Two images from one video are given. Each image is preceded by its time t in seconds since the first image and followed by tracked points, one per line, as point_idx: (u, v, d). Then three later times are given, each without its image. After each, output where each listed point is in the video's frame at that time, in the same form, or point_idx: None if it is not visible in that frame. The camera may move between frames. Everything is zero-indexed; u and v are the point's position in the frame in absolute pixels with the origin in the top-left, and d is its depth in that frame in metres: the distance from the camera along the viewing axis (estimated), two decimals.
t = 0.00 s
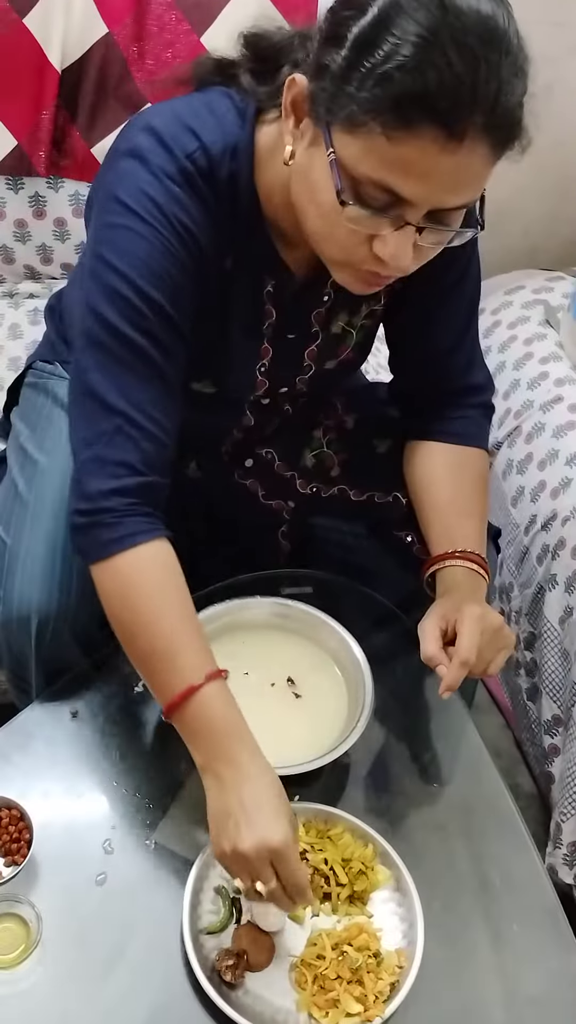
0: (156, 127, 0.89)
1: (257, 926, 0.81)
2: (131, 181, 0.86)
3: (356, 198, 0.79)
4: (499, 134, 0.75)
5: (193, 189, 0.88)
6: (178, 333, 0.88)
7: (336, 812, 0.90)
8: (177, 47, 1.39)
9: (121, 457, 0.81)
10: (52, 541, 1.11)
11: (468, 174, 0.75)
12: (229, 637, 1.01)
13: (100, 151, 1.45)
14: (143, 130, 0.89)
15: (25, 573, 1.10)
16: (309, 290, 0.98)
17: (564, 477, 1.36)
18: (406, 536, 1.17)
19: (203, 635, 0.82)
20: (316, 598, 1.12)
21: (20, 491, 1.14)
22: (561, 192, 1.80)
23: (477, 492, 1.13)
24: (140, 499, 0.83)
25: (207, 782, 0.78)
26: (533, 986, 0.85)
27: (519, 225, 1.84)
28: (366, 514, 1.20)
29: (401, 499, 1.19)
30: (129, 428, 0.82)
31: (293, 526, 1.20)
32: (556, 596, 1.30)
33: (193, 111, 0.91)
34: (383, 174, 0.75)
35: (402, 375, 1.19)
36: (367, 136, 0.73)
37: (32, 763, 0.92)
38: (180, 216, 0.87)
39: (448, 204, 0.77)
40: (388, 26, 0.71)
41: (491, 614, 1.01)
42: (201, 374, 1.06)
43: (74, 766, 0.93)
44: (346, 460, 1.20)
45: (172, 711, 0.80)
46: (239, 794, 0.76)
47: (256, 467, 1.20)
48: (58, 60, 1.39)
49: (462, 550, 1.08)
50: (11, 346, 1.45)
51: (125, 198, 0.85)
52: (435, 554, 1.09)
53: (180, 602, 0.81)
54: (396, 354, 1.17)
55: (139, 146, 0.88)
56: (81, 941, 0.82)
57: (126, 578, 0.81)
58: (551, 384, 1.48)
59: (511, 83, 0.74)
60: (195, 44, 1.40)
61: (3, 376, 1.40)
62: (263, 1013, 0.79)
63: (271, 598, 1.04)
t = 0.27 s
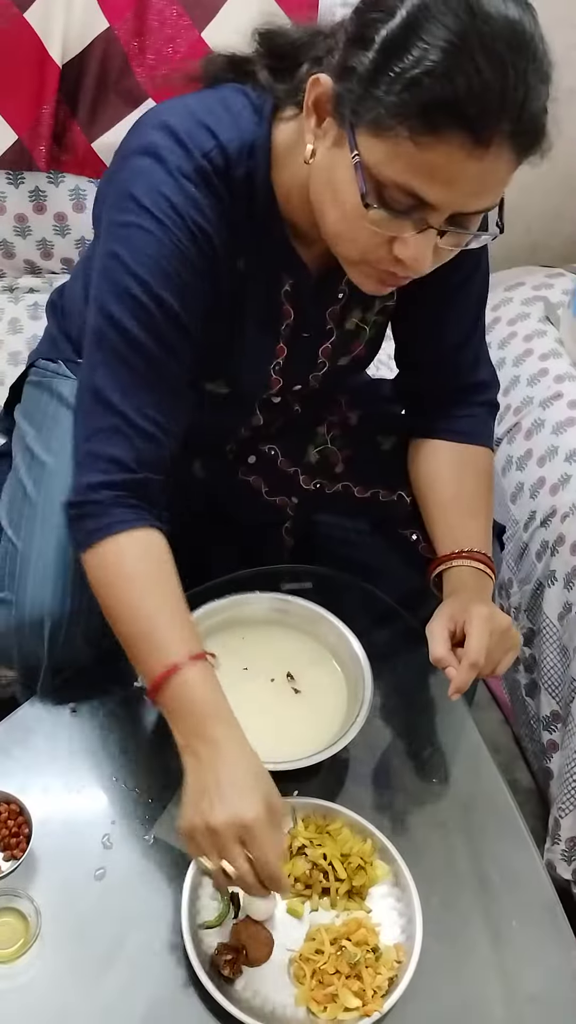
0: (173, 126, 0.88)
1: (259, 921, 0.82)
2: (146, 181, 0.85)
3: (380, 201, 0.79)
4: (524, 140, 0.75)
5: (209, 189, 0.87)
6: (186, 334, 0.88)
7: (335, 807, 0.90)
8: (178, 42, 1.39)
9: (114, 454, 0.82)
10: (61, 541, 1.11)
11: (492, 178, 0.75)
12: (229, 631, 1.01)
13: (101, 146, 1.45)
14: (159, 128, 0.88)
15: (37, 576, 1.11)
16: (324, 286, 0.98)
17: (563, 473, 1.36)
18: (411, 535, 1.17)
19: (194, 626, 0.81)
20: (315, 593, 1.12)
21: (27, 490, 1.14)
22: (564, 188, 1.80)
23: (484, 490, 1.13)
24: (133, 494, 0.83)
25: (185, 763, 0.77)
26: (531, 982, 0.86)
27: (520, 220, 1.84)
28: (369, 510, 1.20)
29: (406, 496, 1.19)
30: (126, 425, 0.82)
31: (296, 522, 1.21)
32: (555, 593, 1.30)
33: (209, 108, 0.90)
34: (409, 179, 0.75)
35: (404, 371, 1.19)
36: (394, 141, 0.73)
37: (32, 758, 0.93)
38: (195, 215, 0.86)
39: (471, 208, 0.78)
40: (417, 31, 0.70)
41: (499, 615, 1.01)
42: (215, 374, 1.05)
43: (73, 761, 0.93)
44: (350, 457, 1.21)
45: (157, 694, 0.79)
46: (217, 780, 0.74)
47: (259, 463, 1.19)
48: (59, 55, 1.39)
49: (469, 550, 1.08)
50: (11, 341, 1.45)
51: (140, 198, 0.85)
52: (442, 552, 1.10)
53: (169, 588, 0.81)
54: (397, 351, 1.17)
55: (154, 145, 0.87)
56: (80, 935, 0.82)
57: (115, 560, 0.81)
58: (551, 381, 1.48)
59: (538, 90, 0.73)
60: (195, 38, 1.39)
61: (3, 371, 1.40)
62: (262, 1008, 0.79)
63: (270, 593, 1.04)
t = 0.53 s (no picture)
0: (165, 119, 0.88)
1: (257, 917, 0.83)
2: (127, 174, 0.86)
3: (369, 186, 0.79)
4: (514, 128, 0.75)
5: (192, 183, 0.87)
6: (149, 324, 0.90)
7: (332, 805, 0.90)
8: (176, 39, 1.39)
9: (63, 434, 0.84)
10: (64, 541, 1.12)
11: (481, 166, 0.75)
12: (227, 630, 1.01)
13: (99, 143, 1.44)
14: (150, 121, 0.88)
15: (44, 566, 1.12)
16: (315, 281, 0.97)
17: (561, 472, 1.36)
18: (406, 534, 1.16)
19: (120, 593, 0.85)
20: (312, 591, 1.12)
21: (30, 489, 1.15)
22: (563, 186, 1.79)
23: (481, 487, 1.13)
24: (81, 474, 0.86)
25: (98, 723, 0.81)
26: (529, 981, 0.86)
27: (519, 218, 1.83)
28: (366, 507, 1.20)
29: (401, 493, 1.18)
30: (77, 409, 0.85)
31: (292, 519, 1.21)
32: (553, 591, 1.30)
33: (203, 100, 0.90)
34: (398, 166, 0.75)
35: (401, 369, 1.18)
36: (383, 125, 0.73)
37: (29, 756, 0.93)
38: (173, 207, 0.87)
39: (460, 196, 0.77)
40: (409, 16, 0.70)
41: (493, 610, 1.01)
42: (200, 367, 1.04)
43: (69, 759, 0.93)
44: (347, 453, 1.20)
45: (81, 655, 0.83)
46: (127, 744, 0.78)
47: (256, 458, 1.19)
48: (57, 52, 1.39)
49: (464, 547, 1.08)
50: (9, 338, 1.45)
51: (120, 191, 0.86)
52: (437, 549, 1.09)
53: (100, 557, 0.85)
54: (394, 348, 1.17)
55: (143, 139, 0.88)
56: (77, 933, 0.82)
57: (50, 525, 0.85)
58: (549, 379, 1.48)
59: (527, 77, 0.73)
60: (193, 36, 1.39)
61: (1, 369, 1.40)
62: (258, 1005, 0.79)
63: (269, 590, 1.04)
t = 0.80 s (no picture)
0: (141, 115, 0.89)
1: (254, 918, 0.82)
2: (105, 173, 0.87)
3: (341, 169, 0.79)
4: (484, 107, 0.76)
5: (169, 178, 0.88)
6: (135, 323, 0.91)
7: (331, 806, 0.90)
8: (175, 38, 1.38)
9: (59, 438, 0.86)
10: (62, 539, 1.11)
11: (450, 145, 0.76)
12: (226, 630, 1.01)
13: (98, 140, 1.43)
14: (129, 119, 0.89)
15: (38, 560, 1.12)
16: (298, 274, 0.97)
17: (560, 471, 1.36)
18: (401, 535, 1.16)
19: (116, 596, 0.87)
20: (311, 591, 1.11)
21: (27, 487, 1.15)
22: (562, 186, 1.78)
23: (469, 485, 1.13)
24: (78, 478, 0.88)
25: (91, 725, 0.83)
26: (528, 981, 0.86)
27: (519, 218, 1.81)
28: (361, 508, 1.20)
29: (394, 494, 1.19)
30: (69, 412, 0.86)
31: (287, 520, 1.21)
32: (552, 590, 1.30)
33: (180, 94, 0.91)
34: (367, 146, 0.75)
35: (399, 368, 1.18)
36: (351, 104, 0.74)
37: (27, 756, 0.92)
38: (152, 204, 0.87)
39: (431, 176, 0.78)
40: None
41: (483, 610, 1.02)
42: (185, 363, 1.03)
43: (66, 759, 0.93)
44: (341, 453, 1.20)
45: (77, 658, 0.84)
46: (121, 747, 0.80)
47: (253, 458, 1.18)
48: (55, 50, 1.38)
49: (455, 545, 1.08)
50: (7, 338, 1.44)
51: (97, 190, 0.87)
52: (427, 549, 1.10)
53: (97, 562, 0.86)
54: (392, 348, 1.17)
55: (119, 137, 0.89)
56: (76, 934, 0.82)
57: (46, 531, 0.86)
58: (549, 379, 1.48)
59: (496, 58, 0.74)
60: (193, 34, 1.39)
61: None
62: (257, 1006, 0.79)
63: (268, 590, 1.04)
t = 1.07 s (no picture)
0: (132, 130, 0.90)
1: (250, 916, 0.82)
2: (101, 188, 0.87)
3: (328, 176, 0.80)
4: (473, 114, 0.76)
5: (163, 192, 0.88)
6: (138, 338, 0.89)
7: (327, 804, 0.90)
8: (172, 35, 1.38)
9: (68, 459, 0.83)
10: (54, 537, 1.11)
11: (439, 154, 0.76)
12: (221, 628, 1.01)
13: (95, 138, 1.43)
14: (120, 134, 0.90)
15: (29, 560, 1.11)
16: (292, 279, 0.98)
17: (557, 469, 1.36)
18: (400, 533, 1.17)
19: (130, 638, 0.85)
20: (309, 590, 1.11)
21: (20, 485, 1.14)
22: (558, 183, 1.77)
23: (467, 485, 1.13)
24: (85, 501, 0.84)
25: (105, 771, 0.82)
26: (524, 980, 0.86)
27: (516, 216, 1.81)
28: (359, 507, 1.19)
29: (393, 493, 1.19)
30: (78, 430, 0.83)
31: (285, 519, 1.20)
32: (549, 589, 1.30)
33: (170, 107, 0.92)
34: (357, 155, 0.76)
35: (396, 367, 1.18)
36: (339, 112, 0.74)
37: (23, 755, 0.92)
38: (149, 219, 0.88)
39: (419, 185, 0.78)
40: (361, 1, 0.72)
41: (482, 610, 1.02)
42: (181, 368, 1.04)
43: (62, 758, 0.93)
44: (340, 452, 1.20)
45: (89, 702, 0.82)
46: (138, 798, 0.78)
47: (250, 456, 1.18)
48: (52, 46, 1.38)
49: (453, 545, 1.08)
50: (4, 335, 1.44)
51: (95, 205, 0.87)
52: (427, 548, 1.10)
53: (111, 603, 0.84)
54: (389, 346, 1.17)
55: (111, 151, 0.89)
56: (71, 934, 0.82)
57: (57, 569, 0.83)
58: (545, 377, 1.47)
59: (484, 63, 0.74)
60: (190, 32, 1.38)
61: None
62: (254, 1005, 0.79)
63: (263, 588, 1.04)
